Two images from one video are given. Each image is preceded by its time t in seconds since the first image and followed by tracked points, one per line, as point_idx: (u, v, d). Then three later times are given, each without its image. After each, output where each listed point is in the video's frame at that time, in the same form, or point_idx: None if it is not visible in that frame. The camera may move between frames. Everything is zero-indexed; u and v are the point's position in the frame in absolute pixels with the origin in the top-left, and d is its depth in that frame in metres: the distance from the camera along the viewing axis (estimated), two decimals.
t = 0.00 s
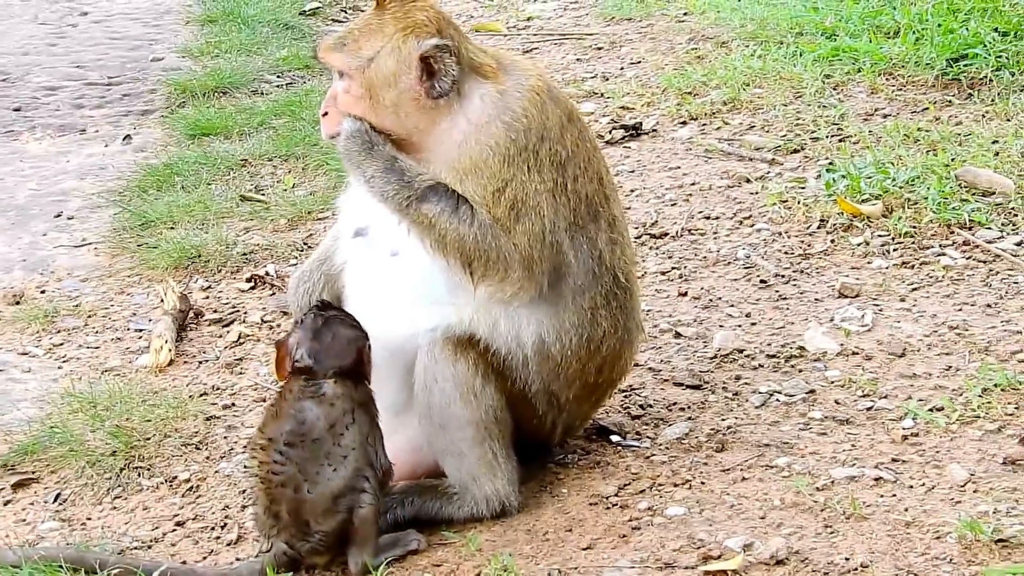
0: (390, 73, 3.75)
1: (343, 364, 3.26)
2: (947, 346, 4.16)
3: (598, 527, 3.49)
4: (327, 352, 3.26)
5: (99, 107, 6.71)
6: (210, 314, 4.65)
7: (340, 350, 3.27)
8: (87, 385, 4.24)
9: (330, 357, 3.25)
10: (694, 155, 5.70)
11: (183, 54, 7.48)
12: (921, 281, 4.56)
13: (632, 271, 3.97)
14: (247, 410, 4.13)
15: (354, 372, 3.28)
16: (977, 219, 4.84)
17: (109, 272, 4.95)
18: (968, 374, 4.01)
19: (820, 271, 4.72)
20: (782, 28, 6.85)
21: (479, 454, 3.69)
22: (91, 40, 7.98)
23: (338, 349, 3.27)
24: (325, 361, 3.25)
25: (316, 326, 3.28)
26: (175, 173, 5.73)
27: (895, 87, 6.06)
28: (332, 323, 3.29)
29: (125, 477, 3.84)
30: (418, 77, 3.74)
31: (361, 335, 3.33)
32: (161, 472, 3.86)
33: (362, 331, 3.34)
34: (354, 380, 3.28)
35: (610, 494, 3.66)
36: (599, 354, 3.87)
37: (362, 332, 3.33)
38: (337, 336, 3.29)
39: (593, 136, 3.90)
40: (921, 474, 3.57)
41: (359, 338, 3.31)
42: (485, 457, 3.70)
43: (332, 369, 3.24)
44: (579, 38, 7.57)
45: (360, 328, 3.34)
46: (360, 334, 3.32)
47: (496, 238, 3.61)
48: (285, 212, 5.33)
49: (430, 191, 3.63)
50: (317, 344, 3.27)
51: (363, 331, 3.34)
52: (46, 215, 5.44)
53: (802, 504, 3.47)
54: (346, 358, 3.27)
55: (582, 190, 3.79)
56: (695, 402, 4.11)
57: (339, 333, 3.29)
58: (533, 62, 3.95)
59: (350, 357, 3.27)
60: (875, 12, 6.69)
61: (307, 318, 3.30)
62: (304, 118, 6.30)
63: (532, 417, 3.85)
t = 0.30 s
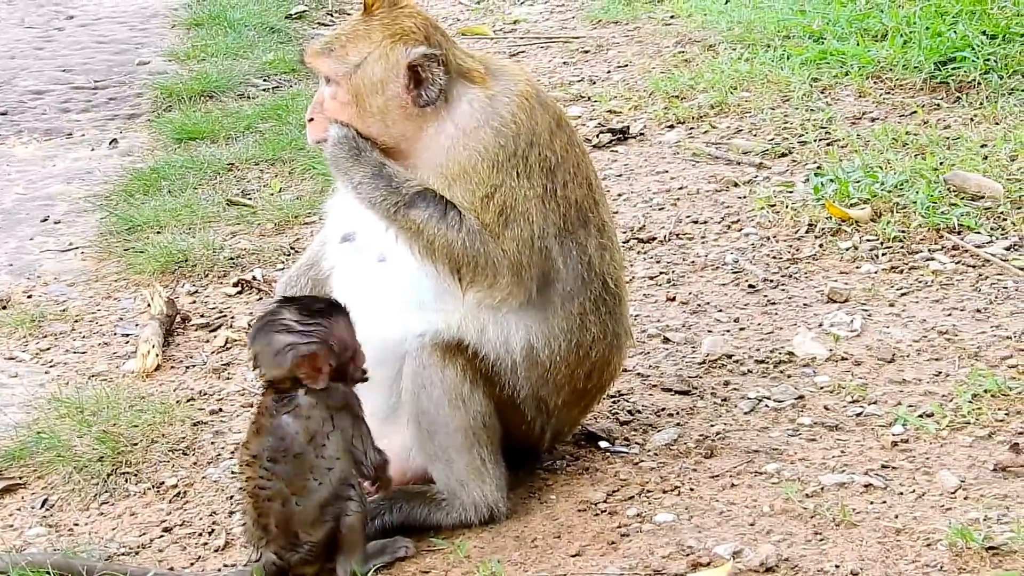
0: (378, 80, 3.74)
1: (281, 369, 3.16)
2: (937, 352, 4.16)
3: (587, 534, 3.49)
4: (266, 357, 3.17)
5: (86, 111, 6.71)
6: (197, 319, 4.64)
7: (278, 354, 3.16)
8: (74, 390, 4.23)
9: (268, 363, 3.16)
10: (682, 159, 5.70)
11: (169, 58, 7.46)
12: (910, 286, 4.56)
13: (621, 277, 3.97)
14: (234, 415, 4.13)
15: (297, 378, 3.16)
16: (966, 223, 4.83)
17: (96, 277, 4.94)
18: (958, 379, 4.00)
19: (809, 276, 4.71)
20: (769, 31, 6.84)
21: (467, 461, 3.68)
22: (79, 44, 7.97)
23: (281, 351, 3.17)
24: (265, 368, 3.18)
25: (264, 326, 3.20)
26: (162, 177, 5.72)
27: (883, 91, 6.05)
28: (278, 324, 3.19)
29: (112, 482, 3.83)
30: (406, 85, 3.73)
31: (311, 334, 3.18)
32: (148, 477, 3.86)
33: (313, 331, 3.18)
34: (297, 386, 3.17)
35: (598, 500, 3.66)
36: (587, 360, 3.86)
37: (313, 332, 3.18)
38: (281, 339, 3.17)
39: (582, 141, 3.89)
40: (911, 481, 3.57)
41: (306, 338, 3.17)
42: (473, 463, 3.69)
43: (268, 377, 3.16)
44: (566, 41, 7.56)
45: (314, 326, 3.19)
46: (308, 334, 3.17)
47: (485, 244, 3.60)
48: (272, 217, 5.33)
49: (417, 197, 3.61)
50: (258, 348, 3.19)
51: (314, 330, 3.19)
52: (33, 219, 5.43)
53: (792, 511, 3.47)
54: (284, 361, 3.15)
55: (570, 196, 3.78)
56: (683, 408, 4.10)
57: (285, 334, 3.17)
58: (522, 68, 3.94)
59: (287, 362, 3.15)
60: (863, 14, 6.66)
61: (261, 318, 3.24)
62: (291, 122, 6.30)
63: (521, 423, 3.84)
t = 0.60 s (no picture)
0: (377, 87, 3.73)
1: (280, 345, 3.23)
2: (937, 360, 4.17)
3: (586, 542, 3.49)
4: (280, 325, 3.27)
5: (83, 115, 6.69)
6: (194, 324, 4.63)
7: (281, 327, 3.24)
8: (72, 396, 4.22)
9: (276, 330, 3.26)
10: (680, 165, 5.70)
11: (166, 61, 7.45)
12: (909, 293, 4.56)
13: (620, 284, 3.97)
14: (232, 422, 4.12)
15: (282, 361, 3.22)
16: (966, 230, 4.83)
17: (93, 281, 4.93)
18: (959, 388, 4.01)
19: (808, 282, 4.72)
20: (767, 36, 6.85)
21: (467, 469, 3.68)
22: (76, 46, 7.95)
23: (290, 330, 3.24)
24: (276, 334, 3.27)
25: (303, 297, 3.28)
26: (160, 181, 5.70)
27: (881, 96, 6.04)
28: (302, 307, 3.24)
29: (110, 489, 3.83)
30: (405, 92, 3.72)
31: (311, 330, 3.19)
32: (146, 484, 3.85)
33: (311, 328, 3.19)
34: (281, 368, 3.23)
35: (597, 508, 3.66)
36: (587, 368, 3.86)
37: (311, 330, 3.19)
38: (295, 318, 3.23)
39: (582, 148, 3.89)
40: (911, 490, 3.58)
41: (304, 330, 3.20)
42: (473, 471, 3.68)
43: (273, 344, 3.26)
44: (563, 45, 7.54)
45: (318, 325, 3.19)
46: (308, 329, 3.19)
47: (484, 252, 3.59)
48: (270, 221, 5.31)
49: (417, 206, 3.61)
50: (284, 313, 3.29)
51: (313, 329, 3.19)
52: (30, 223, 5.42)
53: (792, 520, 3.47)
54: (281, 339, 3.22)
55: (570, 203, 3.78)
56: (683, 415, 4.10)
57: (298, 317, 3.23)
58: (521, 76, 3.94)
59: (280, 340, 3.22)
60: (861, 20, 6.69)
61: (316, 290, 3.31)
62: (288, 126, 6.29)
63: (520, 430, 3.84)
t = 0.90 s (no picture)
0: (379, 106, 3.74)
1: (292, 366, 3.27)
2: (938, 379, 4.19)
3: (588, 560, 3.50)
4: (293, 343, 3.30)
5: (83, 128, 6.70)
6: (195, 339, 4.64)
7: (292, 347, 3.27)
8: (72, 411, 4.23)
9: (290, 350, 3.29)
10: (681, 182, 5.72)
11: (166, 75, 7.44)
12: (911, 312, 4.58)
13: (622, 301, 3.98)
14: (233, 437, 4.13)
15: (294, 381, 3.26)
16: (967, 249, 4.86)
17: (94, 296, 4.94)
18: (960, 408, 4.03)
19: (809, 300, 4.73)
20: (767, 53, 6.88)
21: (468, 485, 3.69)
22: (76, 60, 7.95)
23: (303, 349, 3.27)
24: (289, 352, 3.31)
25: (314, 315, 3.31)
26: (160, 196, 5.71)
27: (882, 114, 6.07)
28: (311, 326, 3.26)
29: (110, 503, 3.83)
30: (408, 112, 3.73)
31: (321, 351, 3.22)
32: (146, 499, 3.85)
33: (321, 349, 3.22)
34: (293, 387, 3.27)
35: (599, 526, 3.68)
36: (588, 386, 3.88)
37: (320, 350, 3.22)
38: (307, 337, 3.27)
39: (585, 167, 3.90)
40: (913, 510, 3.59)
41: (314, 351, 3.23)
42: (474, 488, 3.70)
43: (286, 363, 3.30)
44: (563, 61, 7.55)
45: (327, 346, 3.22)
46: (317, 350, 3.22)
47: (486, 270, 3.60)
48: (270, 236, 5.33)
49: (419, 224, 3.62)
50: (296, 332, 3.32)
51: (323, 350, 3.22)
52: (31, 237, 5.43)
53: (794, 539, 3.49)
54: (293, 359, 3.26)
55: (573, 221, 3.79)
56: (684, 433, 4.12)
57: (308, 337, 3.26)
58: (522, 93, 3.95)
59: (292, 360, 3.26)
60: (861, 38, 6.70)
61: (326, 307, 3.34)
62: (289, 141, 6.31)
63: (521, 447, 3.86)
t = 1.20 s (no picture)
0: (401, 123, 3.75)
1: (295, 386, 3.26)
2: (957, 399, 4.19)
3: None
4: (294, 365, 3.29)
5: (101, 141, 6.72)
6: (212, 353, 4.65)
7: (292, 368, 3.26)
8: (90, 423, 4.23)
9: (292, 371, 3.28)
10: (699, 200, 5.73)
11: (184, 89, 7.45)
12: (929, 332, 4.59)
13: (641, 320, 3.98)
14: (249, 452, 4.13)
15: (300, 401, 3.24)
16: (987, 268, 4.87)
17: (112, 308, 4.95)
18: (979, 429, 4.03)
19: (827, 319, 4.73)
20: (786, 71, 6.89)
21: (484, 502, 3.68)
22: (95, 73, 7.97)
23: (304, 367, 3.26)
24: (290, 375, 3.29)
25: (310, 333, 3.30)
26: (178, 210, 5.73)
27: (901, 133, 6.09)
28: (309, 344, 3.25)
29: (127, 517, 3.83)
30: (429, 130, 3.74)
31: (320, 365, 3.20)
32: (162, 513, 3.85)
33: (319, 363, 3.20)
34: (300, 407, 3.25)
35: (615, 544, 3.67)
36: (606, 404, 3.87)
37: (320, 365, 3.20)
38: (305, 355, 3.25)
39: (605, 185, 3.90)
40: (931, 531, 3.58)
41: (314, 367, 3.21)
42: (491, 505, 3.68)
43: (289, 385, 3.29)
44: (581, 78, 7.55)
45: (325, 359, 3.20)
46: (316, 365, 3.20)
47: (505, 287, 3.60)
48: (288, 251, 5.36)
49: (438, 240, 3.62)
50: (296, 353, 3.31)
51: (322, 363, 3.20)
52: (49, 249, 5.44)
53: (811, 559, 3.48)
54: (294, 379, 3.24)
55: (592, 239, 3.78)
56: (701, 452, 4.12)
57: (306, 354, 3.24)
58: (544, 112, 3.95)
59: (294, 381, 3.24)
60: (881, 56, 6.71)
61: (321, 324, 3.32)
62: (307, 156, 6.33)
63: (538, 464, 3.85)
